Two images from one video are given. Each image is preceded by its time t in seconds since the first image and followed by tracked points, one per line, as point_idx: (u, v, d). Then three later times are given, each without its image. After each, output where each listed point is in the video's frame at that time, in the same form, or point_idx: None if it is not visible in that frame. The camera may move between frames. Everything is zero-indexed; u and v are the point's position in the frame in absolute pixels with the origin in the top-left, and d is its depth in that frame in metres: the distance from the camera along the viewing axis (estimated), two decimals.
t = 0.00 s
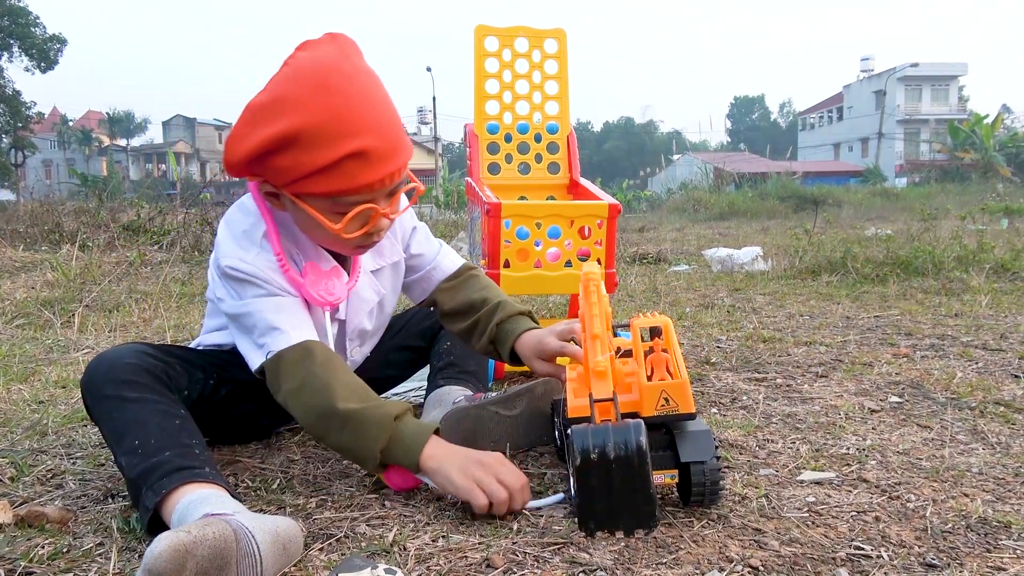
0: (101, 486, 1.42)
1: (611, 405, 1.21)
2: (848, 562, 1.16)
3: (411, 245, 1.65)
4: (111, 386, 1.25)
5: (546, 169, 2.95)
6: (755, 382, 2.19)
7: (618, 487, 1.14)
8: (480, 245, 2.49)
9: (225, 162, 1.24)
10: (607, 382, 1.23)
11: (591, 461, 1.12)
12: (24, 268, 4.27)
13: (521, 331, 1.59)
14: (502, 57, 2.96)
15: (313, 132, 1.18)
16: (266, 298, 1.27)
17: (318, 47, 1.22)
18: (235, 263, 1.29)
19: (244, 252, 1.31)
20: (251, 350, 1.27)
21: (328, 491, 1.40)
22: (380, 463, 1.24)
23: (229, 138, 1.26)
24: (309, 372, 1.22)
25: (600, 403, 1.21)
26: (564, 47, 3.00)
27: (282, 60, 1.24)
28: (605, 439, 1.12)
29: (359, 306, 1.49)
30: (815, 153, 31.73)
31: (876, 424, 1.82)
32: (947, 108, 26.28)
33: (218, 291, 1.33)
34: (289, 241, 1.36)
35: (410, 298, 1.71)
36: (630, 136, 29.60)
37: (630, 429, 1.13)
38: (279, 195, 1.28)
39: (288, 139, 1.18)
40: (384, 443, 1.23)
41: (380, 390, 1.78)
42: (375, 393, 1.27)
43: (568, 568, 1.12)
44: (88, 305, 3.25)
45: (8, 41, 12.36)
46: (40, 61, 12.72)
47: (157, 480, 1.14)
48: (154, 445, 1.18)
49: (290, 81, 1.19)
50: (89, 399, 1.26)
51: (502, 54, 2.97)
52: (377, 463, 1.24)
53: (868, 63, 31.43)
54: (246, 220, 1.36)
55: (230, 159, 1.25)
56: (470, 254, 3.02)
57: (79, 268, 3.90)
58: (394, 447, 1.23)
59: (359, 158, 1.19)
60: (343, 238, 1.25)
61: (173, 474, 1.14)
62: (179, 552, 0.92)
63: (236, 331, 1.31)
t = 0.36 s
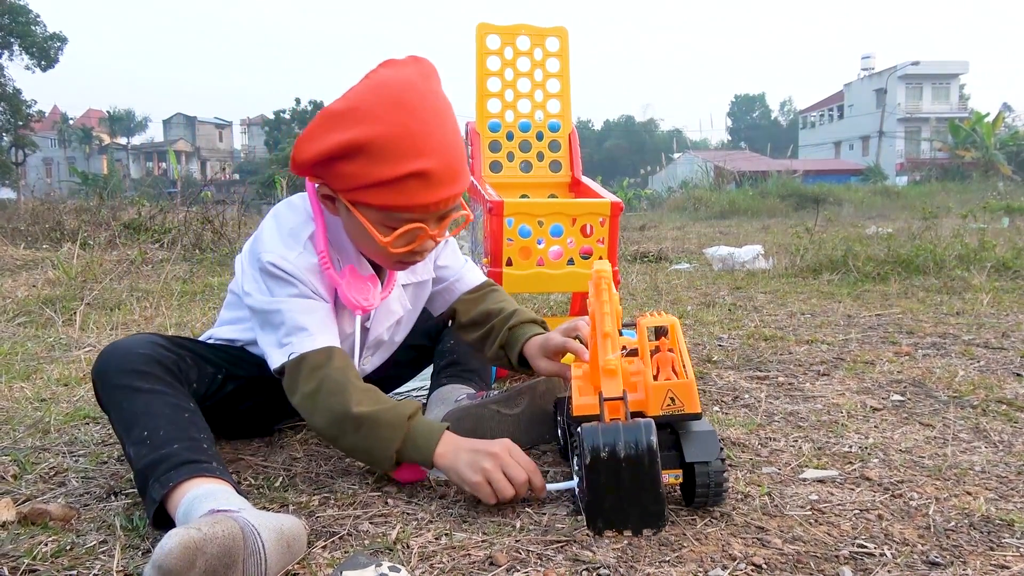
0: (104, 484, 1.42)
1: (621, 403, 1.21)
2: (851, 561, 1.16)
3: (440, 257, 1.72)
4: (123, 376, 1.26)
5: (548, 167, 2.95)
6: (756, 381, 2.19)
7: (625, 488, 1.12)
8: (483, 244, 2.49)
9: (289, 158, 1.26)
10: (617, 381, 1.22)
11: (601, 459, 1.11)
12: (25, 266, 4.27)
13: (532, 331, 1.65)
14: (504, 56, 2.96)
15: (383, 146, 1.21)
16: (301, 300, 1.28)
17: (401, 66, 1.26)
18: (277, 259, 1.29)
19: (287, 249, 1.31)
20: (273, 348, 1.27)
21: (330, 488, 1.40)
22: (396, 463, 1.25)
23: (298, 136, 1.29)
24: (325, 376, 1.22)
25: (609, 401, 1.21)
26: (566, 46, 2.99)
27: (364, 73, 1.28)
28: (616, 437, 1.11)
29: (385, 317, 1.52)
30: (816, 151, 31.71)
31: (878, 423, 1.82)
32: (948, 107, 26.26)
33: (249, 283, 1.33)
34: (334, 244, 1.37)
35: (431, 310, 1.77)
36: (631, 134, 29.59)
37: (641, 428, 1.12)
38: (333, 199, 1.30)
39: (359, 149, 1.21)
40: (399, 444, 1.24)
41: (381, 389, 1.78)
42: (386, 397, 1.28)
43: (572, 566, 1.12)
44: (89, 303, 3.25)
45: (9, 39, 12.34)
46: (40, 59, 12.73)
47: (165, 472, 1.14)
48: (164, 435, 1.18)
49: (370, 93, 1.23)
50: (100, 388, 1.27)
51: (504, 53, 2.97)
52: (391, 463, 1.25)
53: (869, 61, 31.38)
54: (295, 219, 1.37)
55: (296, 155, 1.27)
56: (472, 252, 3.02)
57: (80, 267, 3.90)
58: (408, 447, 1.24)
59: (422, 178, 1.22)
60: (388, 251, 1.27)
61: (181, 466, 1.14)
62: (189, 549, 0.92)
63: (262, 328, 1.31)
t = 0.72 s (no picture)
0: (104, 482, 1.42)
1: (607, 403, 1.20)
2: (849, 558, 1.16)
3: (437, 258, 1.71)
4: (117, 380, 1.26)
5: (548, 166, 2.96)
6: (756, 379, 2.19)
7: (614, 486, 1.14)
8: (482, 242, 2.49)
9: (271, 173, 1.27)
10: (603, 380, 1.22)
11: (586, 458, 1.12)
12: (25, 265, 4.27)
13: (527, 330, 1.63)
14: (504, 54, 2.96)
15: (365, 163, 1.20)
16: (290, 304, 1.29)
17: (382, 76, 1.24)
18: (267, 264, 1.31)
19: (277, 254, 1.32)
20: (265, 351, 1.28)
21: (330, 486, 1.41)
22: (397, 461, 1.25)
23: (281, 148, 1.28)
24: (320, 377, 1.24)
25: (594, 400, 1.21)
26: (566, 44, 2.99)
27: (345, 84, 1.26)
28: (599, 435, 1.12)
29: (377, 319, 1.53)
30: (817, 149, 31.70)
31: (877, 420, 1.82)
32: (949, 105, 26.24)
33: (240, 289, 1.34)
34: (324, 249, 1.38)
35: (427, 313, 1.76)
36: (631, 132, 29.57)
37: (625, 426, 1.12)
38: (319, 211, 1.30)
39: (340, 166, 1.20)
40: (398, 442, 1.24)
41: (381, 387, 1.79)
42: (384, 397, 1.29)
43: (570, 563, 1.12)
44: (89, 302, 3.25)
45: (9, 38, 12.34)
46: (40, 57, 12.72)
47: (165, 469, 1.14)
48: (161, 435, 1.19)
49: (351, 109, 1.21)
50: (95, 394, 1.28)
51: (504, 51, 2.96)
52: (392, 463, 1.25)
53: (870, 59, 31.35)
54: (283, 222, 1.38)
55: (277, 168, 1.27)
56: (472, 251, 3.02)
57: (80, 265, 3.90)
58: (408, 444, 1.24)
59: (404, 194, 1.21)
60: (373, 264, 1.28)
61: (180, 463, 1.15)
62: (203, 552, 0.92)
63: (253, 332, 1.32)
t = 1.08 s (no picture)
0: (105, 482, 1.43)
1: (610, 404, 1.20)
2: (849, 558, 1.16)
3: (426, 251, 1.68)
4: (111, 388, 1.26)
5: (548, 166, 2.96)
6: (756, 378, 2.19)
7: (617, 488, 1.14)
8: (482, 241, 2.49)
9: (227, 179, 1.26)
10: (606, 382, 1.22)
11: (589, 460, 1.13)
12: (26, 265, 4.27)
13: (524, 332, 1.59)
14: (504, 54, 2.96)
15: (308, 162, 1.17)
16: (276, 308, 1.30)
17: (323, 69, 1.20)
18: (249, 271, 1.31)
19: (257, 259, 1.33)
20: (260, 357, 1.30)
21: (330, 486, 1.41)
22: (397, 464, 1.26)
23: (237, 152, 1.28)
24: (316, 381, 1.25)
25: (597, 402, 1.21)
26: (566, 44, 2.99)
27: (289, 81, 1.23)
28: (602, 438, 1.13)
29: (367, 316, 1.53)
30: (817, 149, 31.68)
31: (877, 421, 1.82)
32: (950, 104, 26.23)
33: (228, 295, 1.35)
34: (303, 251, 1.36)
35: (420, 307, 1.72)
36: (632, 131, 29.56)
37: (628, 427, 1.13)
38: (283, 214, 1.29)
39: (285, 167, 1.18)
40: (398, 445, 1.25)
41: (381, 387, 1.79)
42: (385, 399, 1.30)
43: (571, 563, 1.13)
44: (90, 302, 3.25)
45: (10, 38, 12.33)
46: (41, 57, 12.72)
47: (161, 476, 1.14)
48: (156, 442, 1.19)
49: (290, 107, 1.18)
50: (90, 404, 1.28)
51: (504, 51, 2.96)
52: (392, 465, 1.26)
53: (870, 58, 31.32)
54: (260, 225, 1.37)
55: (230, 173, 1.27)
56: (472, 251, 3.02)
57: (81, 265, 3.90)
58: (406, 448, 1.25)
59: (353, 188, 1.18)
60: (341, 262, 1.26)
61: (176, 469, 1.15)
62: (200, 552, 0.92)
63: (245, 338, 1.34)
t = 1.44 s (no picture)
0: (106, 481, 1.43)
1: (614, 405, 1.20)
2: (849, 558, 1.17)
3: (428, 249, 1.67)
4: (116, 383, 1.26)
5: (548, 166, 2.96)
6: (756, 378, 2.19)
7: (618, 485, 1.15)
8: (482, 241, 2.49)
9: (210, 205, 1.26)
10: (610, 382, 1.22)
11: (591, 459, 1.14)
12: (27, 265, 4.27)
13: (527, 330, 1.59)
14: (504, 53, 2.96)
15: (272, 182, 1.15)
16: (274, 317, 1.29)
17: (275, 82, 1.16)
18: (246, 281, 1.31)
19: (255, 269, 1.32)
20: (260, 365, 1.30)
21: (331, 486, 1.41)
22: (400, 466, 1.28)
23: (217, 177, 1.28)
24: (313, 390, 1.25)
25: (600, 402, 1.20)
26: (566, 44, 2.99)
27: (249, 99, 1.20)
28: (605, 437, 1.14)
29: (368, 320, 1.52)
30: (818, 148, 31.66)
31: (878, 420, 1.82)
32: (950, 104, 26.23)
33: (227, 304, 1.35)
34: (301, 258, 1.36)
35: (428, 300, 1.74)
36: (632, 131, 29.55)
37: (631, 428, 1.14)
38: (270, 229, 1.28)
39: (252, 188, 1.16)
40: (397, 448, 1.26)
41: (383, 386, 1.79)
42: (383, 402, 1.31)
43: (572, 563, 1.13)
44: (90, 302, 3.25)
45: (12, 38, 12.35)
46: (41, 57, 12.72)
47: (164, 473, 1.14)
48: (160, 439, 1.19)
49: (248, 128, 1.15)
50: (95, 398, 1.28)
51: (504, 50, 2.96)
52: (393, 467, 1.27)
53: (870, 58, 31.30)
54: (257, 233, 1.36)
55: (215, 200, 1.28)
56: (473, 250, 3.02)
57: (82, 265, 3.90)
58: (407, 448, 1.26)
59: (321, 199, 1.15)
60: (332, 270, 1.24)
61: (179, 467, 1.15)
62: (202, 551, 0.92)
63: (245, 346, 1.34)
